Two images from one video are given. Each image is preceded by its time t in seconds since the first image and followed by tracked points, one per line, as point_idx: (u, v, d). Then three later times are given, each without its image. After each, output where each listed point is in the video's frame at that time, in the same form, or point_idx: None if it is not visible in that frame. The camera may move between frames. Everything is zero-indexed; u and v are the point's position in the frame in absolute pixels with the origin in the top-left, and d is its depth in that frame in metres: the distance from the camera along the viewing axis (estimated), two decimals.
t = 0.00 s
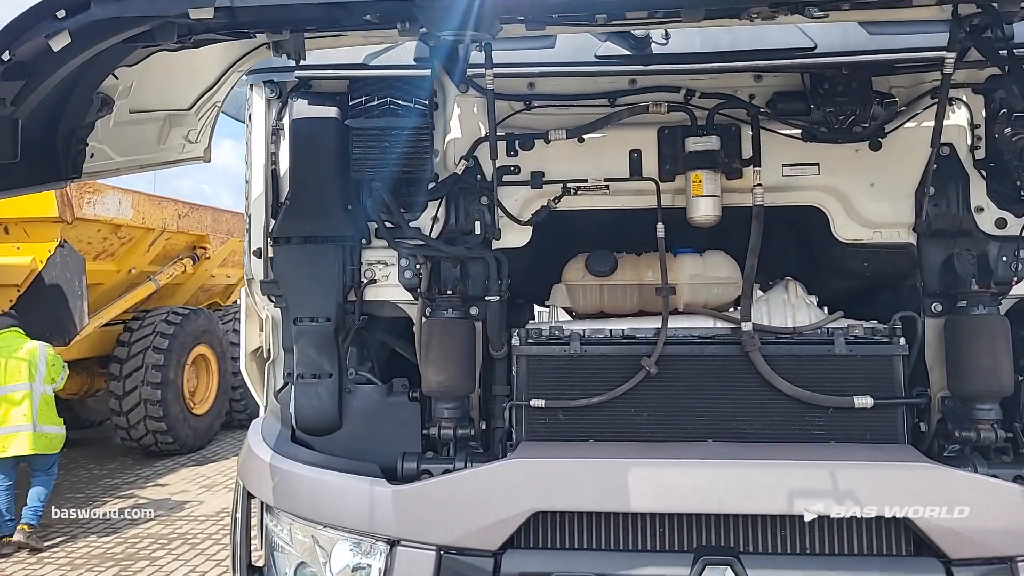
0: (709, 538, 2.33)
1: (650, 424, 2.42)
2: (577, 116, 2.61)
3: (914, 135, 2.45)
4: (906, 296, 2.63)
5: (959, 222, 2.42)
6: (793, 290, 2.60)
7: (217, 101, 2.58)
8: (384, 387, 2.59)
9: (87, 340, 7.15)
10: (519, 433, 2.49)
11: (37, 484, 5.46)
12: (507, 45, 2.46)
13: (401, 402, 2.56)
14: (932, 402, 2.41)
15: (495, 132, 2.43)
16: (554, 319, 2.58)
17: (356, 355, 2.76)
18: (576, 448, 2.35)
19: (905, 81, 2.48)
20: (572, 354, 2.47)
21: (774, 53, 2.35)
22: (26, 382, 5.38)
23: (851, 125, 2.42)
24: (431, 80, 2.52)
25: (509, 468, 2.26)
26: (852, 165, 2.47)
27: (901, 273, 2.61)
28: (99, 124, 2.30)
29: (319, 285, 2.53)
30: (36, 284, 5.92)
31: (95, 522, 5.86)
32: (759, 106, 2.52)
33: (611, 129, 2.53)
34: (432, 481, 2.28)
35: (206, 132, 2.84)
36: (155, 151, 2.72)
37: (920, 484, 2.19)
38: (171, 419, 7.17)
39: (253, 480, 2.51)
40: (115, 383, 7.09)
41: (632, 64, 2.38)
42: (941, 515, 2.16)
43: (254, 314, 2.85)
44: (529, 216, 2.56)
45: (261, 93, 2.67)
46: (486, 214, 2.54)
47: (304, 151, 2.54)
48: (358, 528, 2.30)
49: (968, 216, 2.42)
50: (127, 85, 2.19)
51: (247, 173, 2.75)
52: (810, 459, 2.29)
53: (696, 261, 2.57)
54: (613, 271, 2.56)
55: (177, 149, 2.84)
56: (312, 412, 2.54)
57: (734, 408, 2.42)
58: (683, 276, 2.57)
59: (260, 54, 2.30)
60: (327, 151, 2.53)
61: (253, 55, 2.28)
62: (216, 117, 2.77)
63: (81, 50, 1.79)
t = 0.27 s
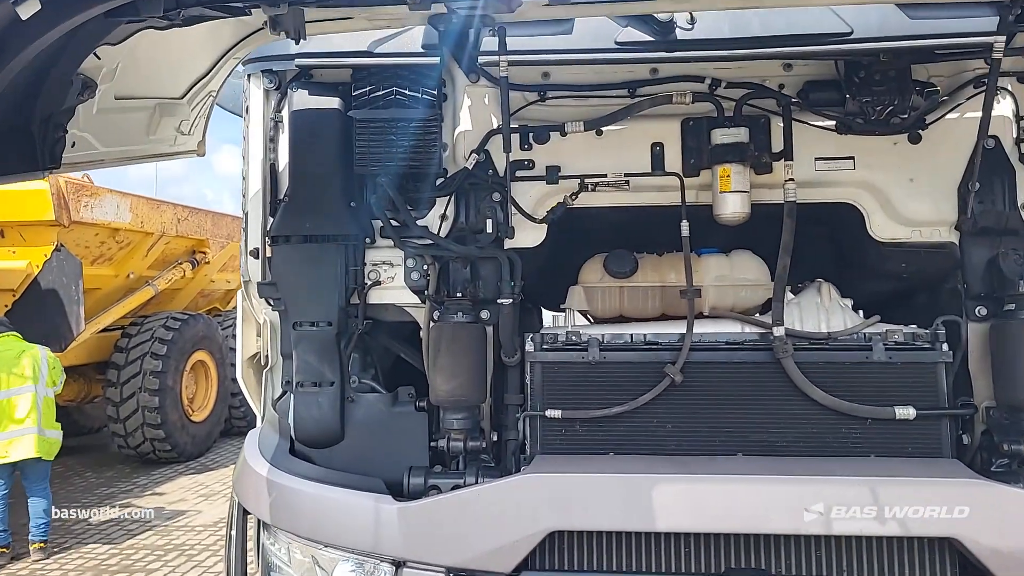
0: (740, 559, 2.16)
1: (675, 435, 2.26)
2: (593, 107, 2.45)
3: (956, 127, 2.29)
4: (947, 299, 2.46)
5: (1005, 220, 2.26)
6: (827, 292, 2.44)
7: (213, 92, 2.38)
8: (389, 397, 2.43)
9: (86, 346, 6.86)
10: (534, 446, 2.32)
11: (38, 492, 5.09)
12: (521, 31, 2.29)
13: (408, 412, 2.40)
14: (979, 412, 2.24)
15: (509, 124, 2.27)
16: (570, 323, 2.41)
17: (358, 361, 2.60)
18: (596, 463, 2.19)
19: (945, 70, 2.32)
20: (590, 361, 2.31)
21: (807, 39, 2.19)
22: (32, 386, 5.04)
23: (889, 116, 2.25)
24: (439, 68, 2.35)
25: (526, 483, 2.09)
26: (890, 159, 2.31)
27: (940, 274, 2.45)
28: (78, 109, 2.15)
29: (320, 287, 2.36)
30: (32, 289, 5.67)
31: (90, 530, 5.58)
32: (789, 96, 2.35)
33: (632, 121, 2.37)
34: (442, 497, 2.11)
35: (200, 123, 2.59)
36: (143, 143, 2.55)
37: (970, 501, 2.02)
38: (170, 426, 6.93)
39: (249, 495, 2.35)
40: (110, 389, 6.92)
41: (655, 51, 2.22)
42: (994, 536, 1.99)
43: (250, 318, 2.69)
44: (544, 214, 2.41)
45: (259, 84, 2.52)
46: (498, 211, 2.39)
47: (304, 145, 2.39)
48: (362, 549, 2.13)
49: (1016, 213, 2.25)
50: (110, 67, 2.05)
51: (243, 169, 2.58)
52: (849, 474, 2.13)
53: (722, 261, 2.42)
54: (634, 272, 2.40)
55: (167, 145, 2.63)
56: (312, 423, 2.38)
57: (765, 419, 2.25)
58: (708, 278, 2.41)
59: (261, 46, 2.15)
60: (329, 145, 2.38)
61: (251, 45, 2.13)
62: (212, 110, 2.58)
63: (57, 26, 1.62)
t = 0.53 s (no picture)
0: None
1: (705, 460, 2.10)
2: (616, 108, 2.30)
3: (1005, 130, 2.14)
4: (993, 313, 2.30)
5: None
6: (867, 306, 2.26)
7: (207, 91, 2.23)
8: (397, 418, 2.26)
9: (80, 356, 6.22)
10: (554, 473, 2.15)
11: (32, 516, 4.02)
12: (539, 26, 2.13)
13: (417, 436, 2.23)
14: None
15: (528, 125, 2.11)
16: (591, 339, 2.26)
17: (364, 379, 2.43)
18: (621, 492, 2.03)
19: (993, 68, 2.16)
20: (614, 381, 2.14)
21: (846, 33, 2.04)
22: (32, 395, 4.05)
23: (934, 118, 2.10)
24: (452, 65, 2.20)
25: (548, 513, 1.93)
26: (935, 164, 2.15)
27: (987, 287, 2.28)
28: (59, 106, 2.00)
29: (323, 301, 2.21)
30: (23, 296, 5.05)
31: (81, 545, 4.77)
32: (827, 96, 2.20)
33: (657, 122, 2.21)
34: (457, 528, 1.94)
35: (196, 125, 2.47)
36: (133, 145, 2.38)
37: None
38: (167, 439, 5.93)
39: (244, 525, 2.15)
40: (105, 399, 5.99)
41: (685, 47, 2.07)
42: None
43: (247, 333, 2.52)
44: (563, 222, 2.25)
45: (258, 83, 2.35)
46: (515, 218, 2.23)
47: (306, 149, 2.23)
48: None
49: None
50: (91, 60, 1.90)
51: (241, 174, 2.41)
52: (895, 504, 1.96)
53: (754, 273, 2.26)
54: (660, 284, 2.22)
55: (158, 148, 2.49)
56: (314, 446, 2.21)
57: (803, 444, 2.09)
58: (739, 290, 2.24)
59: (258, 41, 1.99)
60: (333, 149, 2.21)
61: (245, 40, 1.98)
62: (208, 110, 2.43)
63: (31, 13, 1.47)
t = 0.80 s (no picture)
0: None
1: (725, 479, 1.97)
2: (628, 106, 2.18)
3: None
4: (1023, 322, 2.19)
5: None
6: (894, 315, 2.14)
7: (195, 85, 2.10)
8: (397, 435, 2.12)
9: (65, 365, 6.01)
10: (563, 493, 2.02)
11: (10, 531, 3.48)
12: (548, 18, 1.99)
13: (418, 453, 2.10)
14: None
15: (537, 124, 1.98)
16: (602, 350, 2.13)
17: (359, 393, 2.30)
18: (635, 513, 1.91)
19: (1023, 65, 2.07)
20: (628, 396, 2.01)
21: (875, 27, 1.93)
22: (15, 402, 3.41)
23: (964, 116, 2.00)
24: (456, 60, 2.08)
25: (559, 538, 1.81)
26: (965, 165, 2.05)
27: (1017, 294, 2.17)
28: (30, 98, 1.84)
29: (318, 310, 2.07)
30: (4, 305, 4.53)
31: (66, 560, 4.48)
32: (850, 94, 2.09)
33: (673, 121, 2.10)
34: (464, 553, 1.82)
35: (180, 122, 2.32)
36: (112, 143, 2.23)
37: None
38: (154, 449, 5.72)
39: (232, 551, 1.99)
40: (91, 411, 5.71)
41: (703, 41, 1.95)
42: None
43: (236, 343, 2.38)
44: (573, 227, 2.12)
45: (248, 79, 2.22)
46: (522, 221, 2.10)
47: (299, 148, 2.10)
48: None
49: None
50: (66, 48, 1.74)
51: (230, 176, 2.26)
52: (929, 526, 1.84)
53: (775, 280, 2.14)
54: (676, 292, 2.09)
55: (141, 147, 2.33)
56: (308, 466, 2.06)
57: (829, 462, 1.96)
58: (759, 299, 2.12)
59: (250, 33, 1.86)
60: (329, 149, 2.09)
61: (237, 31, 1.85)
62: (194, 107, 2.29)
63: None
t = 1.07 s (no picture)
0: None
1: (712, 490, 1.90)
2: (610, 105, 2.12)
3: None
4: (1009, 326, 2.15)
5: None
6: (883, 319, 2.08)
7: (154, 81, 1.99)
8: (370, 447, 2.02)
9: (32, 375, 5.79)
10: (545, 506, 1.94)
11: None
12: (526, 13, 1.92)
13: (392, 467, 2.00)
14: None
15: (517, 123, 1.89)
16: (584, 358, 2.05)
17: (331, 403, 2.20)
18: (619, 528, 1.83)
19: (1011, 64, 2.04)
20: (612, 405, 1.93)
21: (862, 23, 1.88)
22: None
23: (953, 116, 1.96)
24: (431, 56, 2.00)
25: (540, 554, 1.74)
26: (954, 165, 2.00)
27: (1004, 298, 2.14)
28: None
29: (287, 317, 1.97)
30: None
31: None
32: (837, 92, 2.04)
33: (658, 120, 2.04)
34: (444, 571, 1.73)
35: (140, 120, 2.21)
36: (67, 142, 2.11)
37: None
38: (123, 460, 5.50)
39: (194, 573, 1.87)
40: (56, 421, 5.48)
41: (688, 38, 1.89)
42: None
43: (201, 353, 2.26)
44: (554, 230, 2.04)
45: (213, 75, 2.12)
46: (500, 224, 2.01)
47: (265, 146, 1.98)
48: None
49: None
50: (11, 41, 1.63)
51: (195, 176, 2.16)
52: (921, 536, 1.78)
53: (761, 284, 2.08)
54: (660, 297, 2.02)
55: (96, 145, 2.23)
56: (276, 482, 1.95)
57: (819, 471, 1.90)
58: (745, 303, 2.06)
59: (213, 25, 1.77)
60: (298, 148, 1.98)
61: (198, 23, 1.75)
62: (154, 104, 2.18)
63: None
